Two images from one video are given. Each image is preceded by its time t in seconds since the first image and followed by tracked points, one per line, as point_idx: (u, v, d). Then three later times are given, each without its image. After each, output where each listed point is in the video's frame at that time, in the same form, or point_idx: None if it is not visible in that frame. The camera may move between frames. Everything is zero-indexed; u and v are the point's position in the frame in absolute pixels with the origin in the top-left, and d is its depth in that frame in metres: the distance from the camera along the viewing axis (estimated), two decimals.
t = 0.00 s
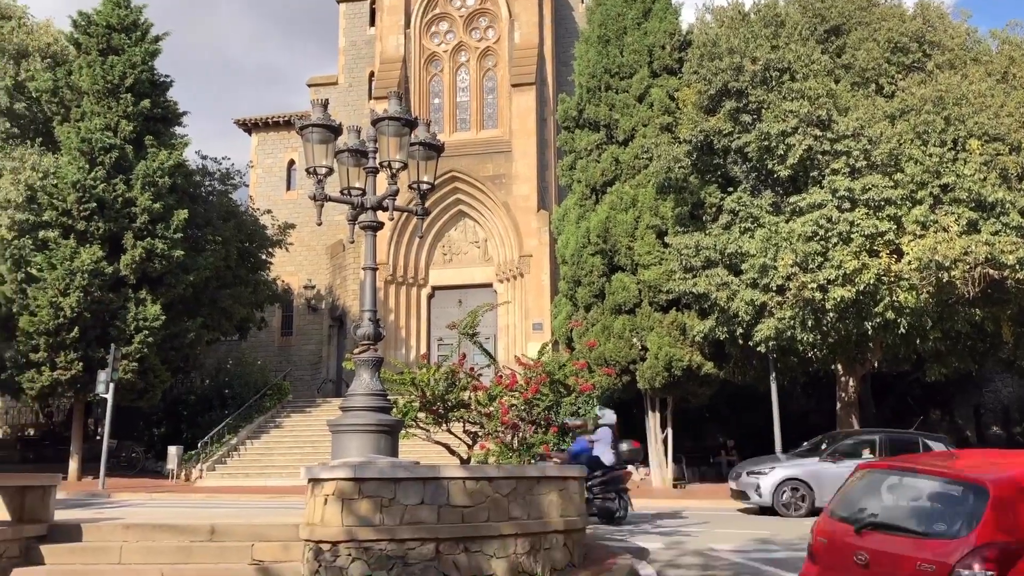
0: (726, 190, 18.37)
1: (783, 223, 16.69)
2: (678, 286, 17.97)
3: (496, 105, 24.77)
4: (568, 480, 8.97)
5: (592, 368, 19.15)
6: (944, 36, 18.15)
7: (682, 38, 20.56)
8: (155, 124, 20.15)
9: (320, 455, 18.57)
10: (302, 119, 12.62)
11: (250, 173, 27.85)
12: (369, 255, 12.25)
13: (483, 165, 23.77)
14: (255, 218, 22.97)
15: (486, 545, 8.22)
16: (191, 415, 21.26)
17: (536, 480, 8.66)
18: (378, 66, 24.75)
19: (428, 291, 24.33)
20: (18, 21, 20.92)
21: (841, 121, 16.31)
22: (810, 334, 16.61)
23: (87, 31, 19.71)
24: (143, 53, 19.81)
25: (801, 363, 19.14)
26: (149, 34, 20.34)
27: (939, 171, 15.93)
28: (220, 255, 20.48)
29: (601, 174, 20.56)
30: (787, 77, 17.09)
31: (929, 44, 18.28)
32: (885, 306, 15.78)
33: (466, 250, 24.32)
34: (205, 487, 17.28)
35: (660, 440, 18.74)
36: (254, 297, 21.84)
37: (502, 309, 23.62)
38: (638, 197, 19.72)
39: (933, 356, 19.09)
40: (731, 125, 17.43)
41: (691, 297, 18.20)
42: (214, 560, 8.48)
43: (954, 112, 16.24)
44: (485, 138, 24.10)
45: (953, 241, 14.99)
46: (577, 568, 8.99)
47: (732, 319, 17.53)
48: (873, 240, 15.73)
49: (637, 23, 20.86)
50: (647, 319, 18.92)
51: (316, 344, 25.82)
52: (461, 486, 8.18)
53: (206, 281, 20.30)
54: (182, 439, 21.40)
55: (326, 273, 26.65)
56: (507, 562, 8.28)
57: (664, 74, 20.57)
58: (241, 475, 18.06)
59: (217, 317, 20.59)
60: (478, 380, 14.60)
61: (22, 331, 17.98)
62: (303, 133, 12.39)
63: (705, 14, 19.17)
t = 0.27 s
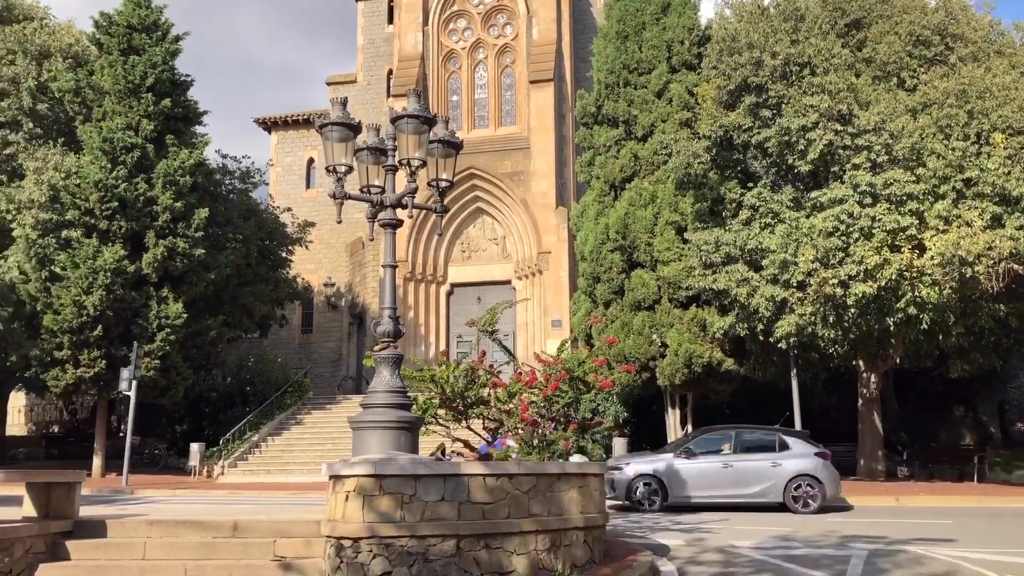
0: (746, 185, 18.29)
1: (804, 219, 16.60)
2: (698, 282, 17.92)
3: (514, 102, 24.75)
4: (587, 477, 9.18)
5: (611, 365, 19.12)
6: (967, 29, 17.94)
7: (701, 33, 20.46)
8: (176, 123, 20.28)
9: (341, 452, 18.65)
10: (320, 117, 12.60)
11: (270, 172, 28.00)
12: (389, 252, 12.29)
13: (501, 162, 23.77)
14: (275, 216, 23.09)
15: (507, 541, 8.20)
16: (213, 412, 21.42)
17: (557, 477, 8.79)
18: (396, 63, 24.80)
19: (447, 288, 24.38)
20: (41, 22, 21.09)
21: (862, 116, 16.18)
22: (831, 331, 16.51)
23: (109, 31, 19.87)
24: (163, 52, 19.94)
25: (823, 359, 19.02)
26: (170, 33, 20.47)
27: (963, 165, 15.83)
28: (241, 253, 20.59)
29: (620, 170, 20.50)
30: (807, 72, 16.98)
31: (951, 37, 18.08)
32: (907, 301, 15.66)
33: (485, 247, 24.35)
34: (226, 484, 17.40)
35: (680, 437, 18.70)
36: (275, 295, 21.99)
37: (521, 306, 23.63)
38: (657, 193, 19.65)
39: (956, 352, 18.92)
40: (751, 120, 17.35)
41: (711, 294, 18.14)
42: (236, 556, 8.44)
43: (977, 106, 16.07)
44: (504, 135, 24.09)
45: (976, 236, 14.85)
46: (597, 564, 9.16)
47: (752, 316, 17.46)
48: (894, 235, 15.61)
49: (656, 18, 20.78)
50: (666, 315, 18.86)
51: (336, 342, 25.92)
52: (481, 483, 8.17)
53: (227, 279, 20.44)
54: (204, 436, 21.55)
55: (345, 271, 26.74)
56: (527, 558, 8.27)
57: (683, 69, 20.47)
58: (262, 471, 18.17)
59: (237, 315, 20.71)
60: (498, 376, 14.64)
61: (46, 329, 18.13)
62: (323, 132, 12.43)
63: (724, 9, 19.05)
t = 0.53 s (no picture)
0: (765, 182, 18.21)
1: (824, 215, 16.51)
2: (717, 280, 17.84)
3: (532, 100, 24.73)
4: (606, 475, 9.12)
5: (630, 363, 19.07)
6: (989, 23, 17.74)
7: (720, 29, 20.35)
8: (196, 124, 20.41)
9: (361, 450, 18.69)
10: (340, 117, 12.71)
11: (289, 171, 28.12)
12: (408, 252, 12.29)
13: (519, 160, 23.77)
14: (294, 215, 23.20)
15: (527, 539, 8.18)
16: (234, 411, 21.54)
17: (576, 475, 8.77)
18: (414, 62, 24.85)
19: (465, 286, 24.40)
20: (63, 24, 21.27)
21: (883, 111, 16.05)
22: (853, 328, 16.40)
23: (130, 33, 20.04)
24: (183, 53, 20.06)
25: (843, 356, 18.90)
26: (190, 34, 20.59)
27: (985, 160, 15.72)
28: (261, 253, 20.70)
29: (639, 167, 20.44)
30: (827, 67, 16.88)
31: (973, 31, 17.89)
32: (930, 298, 15.54)
33: (503, 245, 24.37)
34: (248, 482, 17.50)
35: (700, 435, 18.62)
36: (295, 294, 22.12)
37: (539, 304, 23.60)
38: (675, 190, 19.58)
39: (979, 349, 18.74)
40: (770, 116, 17.28)
41: (731, 291, 18.05)
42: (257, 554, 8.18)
43: (1000, 100, 15.91)
44: (522, 133, 24.07)
45: (1000, 232, 14.69)
46: (618, 563, 9.14)
47: (772, 313, 17.37)
48: (916, 231, 15.47)
49: (674, 15, 20.70)
50: (686, 313, 18.79)
51: (355, 340, 26.00)
52: (500, 481, 8.16)
53: (247, 279, 20.57)
54: (225, 435, 21.67)
55: (364, 270, 26.84)
56: (547, 557, 8.24)
57: (701, 66, 20.39)
58: (282, 469, 18.25)
59: (257, 314, 20.83)
60: (516, 375, 14.59)
61: (69, 329, 18.25)
62: (342, 131, 12.45)
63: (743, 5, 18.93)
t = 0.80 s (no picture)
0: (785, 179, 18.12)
1: (845, 213, 16.42)
2: (738, 279, 17.76)
3: (550, 99, 24.72)
4: (627, 475, 9.16)
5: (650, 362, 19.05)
6: (1013, 17, 17.54)
7: (739, 27, 20.25)
8: (217, 125, 20.55)
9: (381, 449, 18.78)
10: (359, 117, 12.73)
11: (308, 172, 28.24)
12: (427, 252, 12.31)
13: (538, 159, 23.77)
14: (314, 216, 23.33)
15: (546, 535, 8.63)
16: (256, 410, 21.70)
17: (597, 474, 9.08)
18: (432, 63, 24.89)
19: (484, 286, 24.44)
20: (85, 28, 21.47)
21: (904, 108, 15.92)
22: (874, 326, 16.28)
23: (151, 36, 20.20)
24: (203, 56, 20.20)
25: (865, 355, 18.78)
26: (210, 37, 20.73)
27: (1009, 157, 15.55)
28: (281, 253, 20.82)
29: (658, 166, 20.39)
30: (847, 64, 16.77)
31: (996, 26, 17.69)
32: (953, 295, 15.41)
33: (522, 245, 24.40)
34: (269, 481, 17.61)
35: (720, 434, 18.57)
36: (315, 294, 22.25)
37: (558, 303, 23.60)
38: (695, 188, 19.52)
39: (1003, 347, 18.54)
40: (791, 114, 17.17)
41: (751, 289, 17.96)
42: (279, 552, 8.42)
43: None
44: (540, 132, 24.06)
45: None
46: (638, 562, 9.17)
47: (793, 311, 17.28)
48: (938, 228, 15.31)
49: (692, 13, 20.63)
50: (706, 312, 18.75)
51: (375, 340, 26.09)
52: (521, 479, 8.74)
53: (268, 279, 20.70)
54: (246, 434, 21.80)
55: (384, 269, 26.95)
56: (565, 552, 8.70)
57: (721, 64, 20.29)
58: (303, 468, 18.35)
59: (278, 314, 20.96)
60: (535, 374, 14.56)
61: (92, 329, 18.41)
62: (361, 132, 12.47)
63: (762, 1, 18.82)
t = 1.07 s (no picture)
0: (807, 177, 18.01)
1: (869, 211, 16.32)
2: (760, 277, 17.67)
3: (570, 98, 24.71)
4: (649, 476, 9.14)
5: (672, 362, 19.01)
6: None
7: (760, 24, 20.14)
8: (240, 127, 20.71)
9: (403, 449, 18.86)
10: (381, 120, 12.77)
11: (330, 173, 28.40)
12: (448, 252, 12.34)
13: (558, 159, 23.77)
14: (336, 217, 23.47)
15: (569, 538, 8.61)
16: (279, 410, 21.85)
17: (619, 475, 8.99)
18: (452, 63, 24.93)
19: (505, 285, 24.47)
20: (108, 32, 21.70)
21: (928, 105, 15.79)
22: (898, 325, 16.14)
23: (173, 39, 20.38)
24: (226, 59, 20.36)
25: (889, 354, 18.65)
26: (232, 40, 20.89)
27: None
28: (303, 254, 20.96)
29: (679, 164, 20.34)
30: (870, 61, 16.66)
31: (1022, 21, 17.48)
32: (978, 294, 15.27)
33: (543, 244, 24.40)
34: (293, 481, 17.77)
35: (742, 434, 18.50)
36: (337, 294, 22.39)
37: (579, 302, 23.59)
38: (717, 187, 19.43)
39: None
40: (813, 111, 16.94)
41: (773, 288, 17.87)
42: (304, 550, 8.67)
43: None
44: (561, 132, 24.04)
45: None
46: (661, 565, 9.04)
47: (815, 310, 17.17)
48: (963, 226, 15.17)
49: (713, 11, 20.55)
50: (728, 311, 18.68)
51: (397, 340, 26.17)
52: (543, 480, 8.62)
53: (291, 279, 20.85)
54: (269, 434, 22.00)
55: (405, 269, 27.06)
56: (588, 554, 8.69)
57: (742, 61, 20.18)
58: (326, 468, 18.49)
59: (300, 314, 21.09)
60: (557, 373, 14.51)
61: (117, 330, 18.61)
62: (383, 134, 12.49)
63: None
